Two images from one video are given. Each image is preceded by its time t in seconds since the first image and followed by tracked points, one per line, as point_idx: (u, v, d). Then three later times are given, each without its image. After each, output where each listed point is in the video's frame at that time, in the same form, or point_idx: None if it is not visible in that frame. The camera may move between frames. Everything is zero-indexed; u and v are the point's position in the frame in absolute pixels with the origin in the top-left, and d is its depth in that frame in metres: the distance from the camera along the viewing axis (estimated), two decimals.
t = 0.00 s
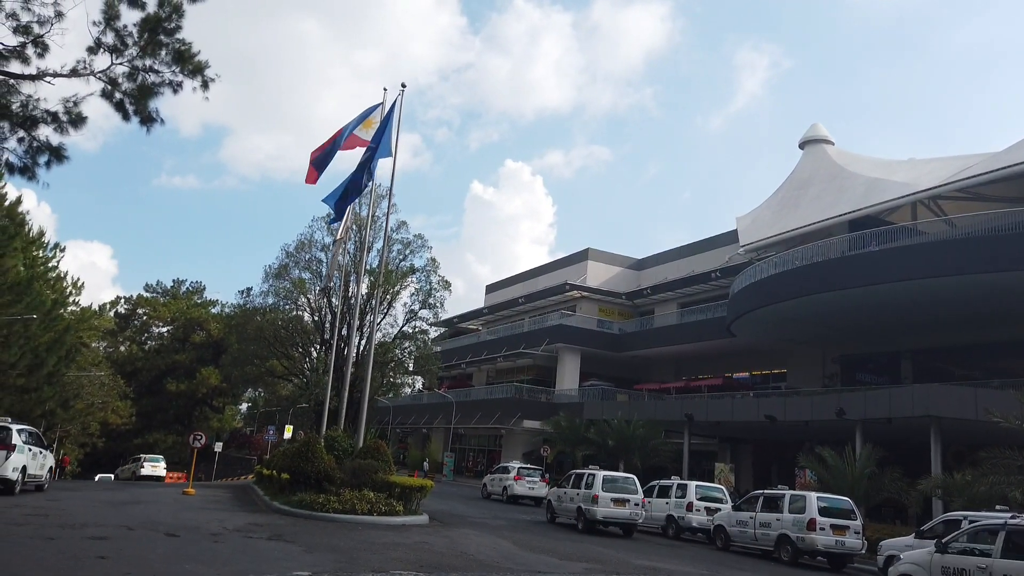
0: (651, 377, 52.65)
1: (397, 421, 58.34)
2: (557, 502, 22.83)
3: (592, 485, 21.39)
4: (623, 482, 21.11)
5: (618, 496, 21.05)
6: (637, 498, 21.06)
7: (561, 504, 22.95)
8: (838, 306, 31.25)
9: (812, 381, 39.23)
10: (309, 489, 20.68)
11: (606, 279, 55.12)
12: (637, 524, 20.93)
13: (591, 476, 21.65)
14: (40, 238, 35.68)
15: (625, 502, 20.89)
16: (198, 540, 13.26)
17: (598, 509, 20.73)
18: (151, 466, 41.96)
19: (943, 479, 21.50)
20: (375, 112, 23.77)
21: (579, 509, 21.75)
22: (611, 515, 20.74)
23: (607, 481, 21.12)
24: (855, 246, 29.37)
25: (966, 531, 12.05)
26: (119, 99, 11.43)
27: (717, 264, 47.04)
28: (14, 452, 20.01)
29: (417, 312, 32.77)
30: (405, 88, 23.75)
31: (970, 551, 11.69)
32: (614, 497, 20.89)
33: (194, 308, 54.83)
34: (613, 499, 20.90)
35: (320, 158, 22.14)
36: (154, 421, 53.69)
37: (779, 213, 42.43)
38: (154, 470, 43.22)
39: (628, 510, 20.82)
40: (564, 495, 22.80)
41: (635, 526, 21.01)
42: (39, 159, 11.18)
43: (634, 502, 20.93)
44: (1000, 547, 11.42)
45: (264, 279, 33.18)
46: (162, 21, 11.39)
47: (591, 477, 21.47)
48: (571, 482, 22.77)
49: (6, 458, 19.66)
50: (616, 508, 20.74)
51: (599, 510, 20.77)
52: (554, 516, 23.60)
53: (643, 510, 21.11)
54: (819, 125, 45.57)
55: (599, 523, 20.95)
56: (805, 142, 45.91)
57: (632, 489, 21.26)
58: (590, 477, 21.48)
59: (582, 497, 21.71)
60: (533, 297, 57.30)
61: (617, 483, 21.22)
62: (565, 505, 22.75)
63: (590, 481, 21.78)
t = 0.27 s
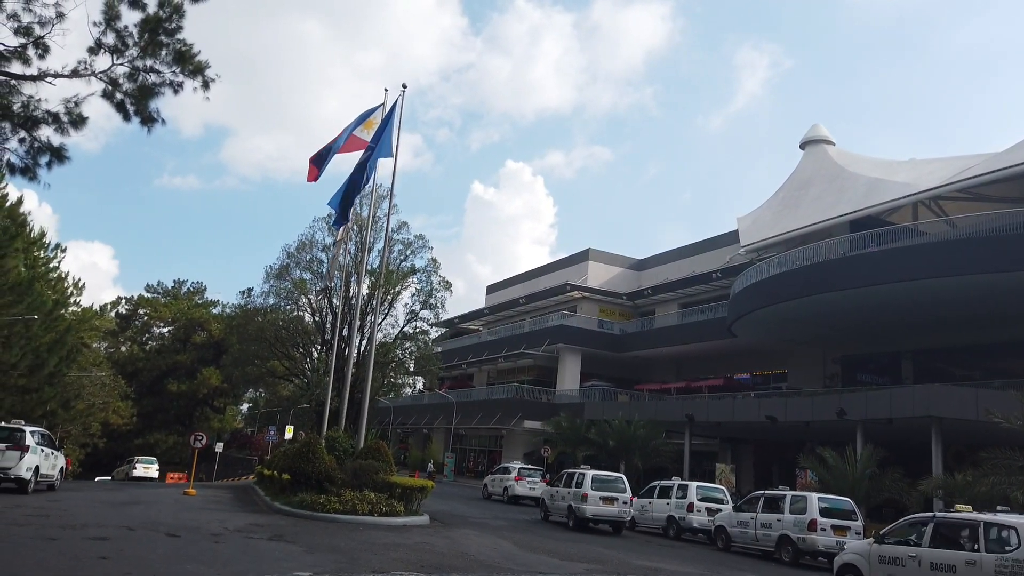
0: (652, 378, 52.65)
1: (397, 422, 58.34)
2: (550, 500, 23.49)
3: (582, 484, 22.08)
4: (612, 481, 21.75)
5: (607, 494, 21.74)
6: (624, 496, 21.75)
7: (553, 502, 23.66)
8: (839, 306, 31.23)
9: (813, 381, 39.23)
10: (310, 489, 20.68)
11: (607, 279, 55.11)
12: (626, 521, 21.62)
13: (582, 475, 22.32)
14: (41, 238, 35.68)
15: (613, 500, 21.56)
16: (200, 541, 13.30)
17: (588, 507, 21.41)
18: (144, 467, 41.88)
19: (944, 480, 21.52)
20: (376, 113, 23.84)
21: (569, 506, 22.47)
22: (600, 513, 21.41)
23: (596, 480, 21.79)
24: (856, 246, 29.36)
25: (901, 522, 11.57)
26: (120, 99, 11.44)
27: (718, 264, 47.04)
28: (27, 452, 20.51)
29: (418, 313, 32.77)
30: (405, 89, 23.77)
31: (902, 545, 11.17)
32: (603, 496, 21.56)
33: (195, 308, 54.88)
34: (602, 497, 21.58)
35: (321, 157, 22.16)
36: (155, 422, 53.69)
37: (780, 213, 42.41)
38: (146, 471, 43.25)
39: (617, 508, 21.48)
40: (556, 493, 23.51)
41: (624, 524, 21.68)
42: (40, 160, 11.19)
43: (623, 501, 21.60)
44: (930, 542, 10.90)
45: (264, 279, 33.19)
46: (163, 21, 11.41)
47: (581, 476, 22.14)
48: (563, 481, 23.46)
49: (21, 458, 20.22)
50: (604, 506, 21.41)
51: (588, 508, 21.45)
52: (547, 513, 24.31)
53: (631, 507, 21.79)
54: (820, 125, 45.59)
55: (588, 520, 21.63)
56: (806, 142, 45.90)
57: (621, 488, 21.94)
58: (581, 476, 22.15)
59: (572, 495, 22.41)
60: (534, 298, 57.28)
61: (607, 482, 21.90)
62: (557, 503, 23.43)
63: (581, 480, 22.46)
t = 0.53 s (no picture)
0: (652, 378, 52.64)
1: (398, 422, 58.33)
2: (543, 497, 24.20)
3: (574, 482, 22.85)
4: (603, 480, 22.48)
5: (598, 492, 22.49)
6: (614, 495, 22.48)
7: (547, 499, 24.48)
8: (839, 307, 31.22)
9: (814, 381, 39.24)
10: (310, 490, 20.68)
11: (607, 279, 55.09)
12: (616, 518, 22.37)
13: (574, 474, 23.10)
14: (42, 238, 35.66)
15: (604, 498, 22.30)
16: (201, 541, 13.30)
17: (579, 504, 22.13)
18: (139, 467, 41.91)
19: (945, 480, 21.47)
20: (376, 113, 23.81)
21: (560, 503, 23.19)
22: (590, 510, 22.17)
23: (587, 478, 22.56)
24: (857, 246, 29.34)
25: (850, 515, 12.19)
26: (120, 100, 11.45)
27: (718, 265, 47.04)
28: (41, 453, 20.91)
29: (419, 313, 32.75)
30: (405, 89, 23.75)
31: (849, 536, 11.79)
32: (593, 493, 22.32)
33: (196, 308, 54.92)
34: (593, 495, 22.34)
35: (323, 156, 22.14)
36: (155, 422, 53.68)
37: (781, 213, 42.39)
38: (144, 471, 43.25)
39: (607, 506, 22.22)
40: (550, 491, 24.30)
41: (613, 521, 22.45)
42: (41, 160, 11.20)
43: (613, 498, 22.34)
44: (871, 532, 11.47)
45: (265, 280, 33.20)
46: (163, 22, 11.42)
47: (573, 474, 22.89)
48: (557, 479, 24.26)
49: (34, 458, 20.62)
50: (594, 504, 22.17)
51: (579, 505, 22.22)
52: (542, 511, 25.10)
53: (620, 505, 22.52)
54: (820, 125, 45.61)
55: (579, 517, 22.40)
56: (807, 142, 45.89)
57: (612, 487, 22.68)
58: (573, 474, 22.92)
59: (565, 493, 23.19)
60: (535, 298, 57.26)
61: (598, 481, 22.66)
62: (551, 501, 24.23)
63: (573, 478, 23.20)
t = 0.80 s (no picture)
0: (653, 378, 52.60)
1: (398, 422, 58.29)
2: (537, 497, 25.11)
3: (566, 481, 23.81)
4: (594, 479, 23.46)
5: (589, 491, 23.38)
6: (605, 493, 23.47)
7: (541, 499, 25.38)
8: (840, 307, 31.20)
9: (814, 382, 39.20)
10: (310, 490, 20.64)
11: (608, 280, 55.06)
12: (607, 516, 23.22)
13: (567, 473, 24.05)
14: (42, 239, 35.62)
15: (595, 496, 23.17)
16: (201, 542, 13.28)
17: (571, 502, 23.12)
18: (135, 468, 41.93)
19: (946, 480, 21.43)
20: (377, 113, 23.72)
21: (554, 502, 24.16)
22: (581, 507, 23.04)
23: (579, 477, 23.48)
24: (857, 246, 29.31)
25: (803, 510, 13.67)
26: (120, 100, 11.42)
27: (719, 265, 47.01)
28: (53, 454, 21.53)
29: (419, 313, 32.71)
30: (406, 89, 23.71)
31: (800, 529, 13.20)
32: (585, 492, 23.21)
33: (196, 309, 54.92)
34: (584, 493, 23.23)
35: (320, 157, 22.12)
36: (156, 422, 53.63)
37: (782, 213, 42.35)
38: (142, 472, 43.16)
39: (598, 504, 23.11)
40: (544, 491, 25.21)
41: (604, 519, 23.30)
42: (41, 161, 11.17)
43: (603, 497, 23.20)
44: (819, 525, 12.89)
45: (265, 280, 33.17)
46: (162, 21, 11.38)
47: (566, 473, 23.87)
48: (551, 480, 25.21)
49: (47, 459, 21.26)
50: (586, 502, 23.04)
51: (570, 503, 23.10)
52: (537, 511, 25.94)
53: (611, 503, 23.44)
54: (820, 125, 45.59)
55: (571, 515, 23.26)
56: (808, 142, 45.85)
57: (603, 486, 23.58)
58: (565, 473, 23.83)
59: (557, 492, 24.11)
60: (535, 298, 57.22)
61: (589, 480, 23.58)
62: (545, 500, 25.10)
63: (565, 478, 24.11)
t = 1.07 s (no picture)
0: (654, 379, 52.51)
1: (398, 423, 58.21)
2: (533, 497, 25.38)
3: (560, 480, 24.06)
4: (586, 478, 23.69)
5: (582, 490, 23.62)
6: (599, 492, 23.66)
7: (536, 498, 25.62)
8: (841, 307, 31.10)
9: (815, 382, 39.13)
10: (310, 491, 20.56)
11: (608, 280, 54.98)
12: (599, 516, 23.46)
13: (561, 472, 24.30)
14: (41, 239, 35.53)
15: (587, 496, 23.42)
16: (200, 543, 13.21)
17: (564, 501, 23.33)
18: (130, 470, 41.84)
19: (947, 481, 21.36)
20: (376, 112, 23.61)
21: (548, 501, 24.43)
22: (574, 506, 23.27)
23: (572, 477, 23.73)
24: (858, 246, 29.21)
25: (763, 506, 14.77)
26: (119, 100, 11.34)
27: (719, 265, 46.94)
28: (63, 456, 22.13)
29: (419, 313, 32.62)
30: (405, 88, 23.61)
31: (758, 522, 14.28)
32: (577, 491, 23.48)
33: (196, 309, 54.86)
34: (577, 493, 23.49)
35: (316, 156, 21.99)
36: (155, 423, 53.52)
37: (783, 213, 42.26)
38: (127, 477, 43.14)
39: (590, 503, 23.35)
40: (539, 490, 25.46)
41: (596, 518, 23.56)
42: (40, 161, 11.08)
43: (595, 496, 23.45)
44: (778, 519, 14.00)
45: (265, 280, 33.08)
46: (161, 21, 11.29)
47: (560, 473, 24.14)
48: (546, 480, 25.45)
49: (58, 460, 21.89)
50: (578, 501, 23.31)
51: (563, 502, 23.35)
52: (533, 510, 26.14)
53: (604, 503, 23.65)
54: (821, 125, 45.52)
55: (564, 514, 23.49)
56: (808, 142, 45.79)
57: (595, 485, 23.81)
58: (559, 473, 24.09)
59: (551, 491, 24.36)
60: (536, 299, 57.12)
61: (582, 480, 23.81)
62: (540, 499, 25.33)
63: (559, 477, 24.36)
